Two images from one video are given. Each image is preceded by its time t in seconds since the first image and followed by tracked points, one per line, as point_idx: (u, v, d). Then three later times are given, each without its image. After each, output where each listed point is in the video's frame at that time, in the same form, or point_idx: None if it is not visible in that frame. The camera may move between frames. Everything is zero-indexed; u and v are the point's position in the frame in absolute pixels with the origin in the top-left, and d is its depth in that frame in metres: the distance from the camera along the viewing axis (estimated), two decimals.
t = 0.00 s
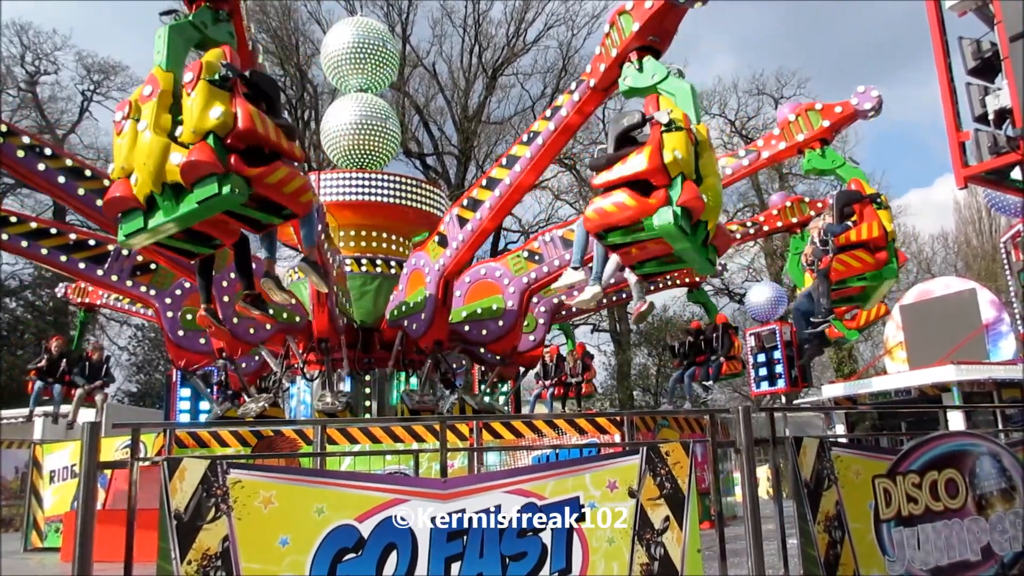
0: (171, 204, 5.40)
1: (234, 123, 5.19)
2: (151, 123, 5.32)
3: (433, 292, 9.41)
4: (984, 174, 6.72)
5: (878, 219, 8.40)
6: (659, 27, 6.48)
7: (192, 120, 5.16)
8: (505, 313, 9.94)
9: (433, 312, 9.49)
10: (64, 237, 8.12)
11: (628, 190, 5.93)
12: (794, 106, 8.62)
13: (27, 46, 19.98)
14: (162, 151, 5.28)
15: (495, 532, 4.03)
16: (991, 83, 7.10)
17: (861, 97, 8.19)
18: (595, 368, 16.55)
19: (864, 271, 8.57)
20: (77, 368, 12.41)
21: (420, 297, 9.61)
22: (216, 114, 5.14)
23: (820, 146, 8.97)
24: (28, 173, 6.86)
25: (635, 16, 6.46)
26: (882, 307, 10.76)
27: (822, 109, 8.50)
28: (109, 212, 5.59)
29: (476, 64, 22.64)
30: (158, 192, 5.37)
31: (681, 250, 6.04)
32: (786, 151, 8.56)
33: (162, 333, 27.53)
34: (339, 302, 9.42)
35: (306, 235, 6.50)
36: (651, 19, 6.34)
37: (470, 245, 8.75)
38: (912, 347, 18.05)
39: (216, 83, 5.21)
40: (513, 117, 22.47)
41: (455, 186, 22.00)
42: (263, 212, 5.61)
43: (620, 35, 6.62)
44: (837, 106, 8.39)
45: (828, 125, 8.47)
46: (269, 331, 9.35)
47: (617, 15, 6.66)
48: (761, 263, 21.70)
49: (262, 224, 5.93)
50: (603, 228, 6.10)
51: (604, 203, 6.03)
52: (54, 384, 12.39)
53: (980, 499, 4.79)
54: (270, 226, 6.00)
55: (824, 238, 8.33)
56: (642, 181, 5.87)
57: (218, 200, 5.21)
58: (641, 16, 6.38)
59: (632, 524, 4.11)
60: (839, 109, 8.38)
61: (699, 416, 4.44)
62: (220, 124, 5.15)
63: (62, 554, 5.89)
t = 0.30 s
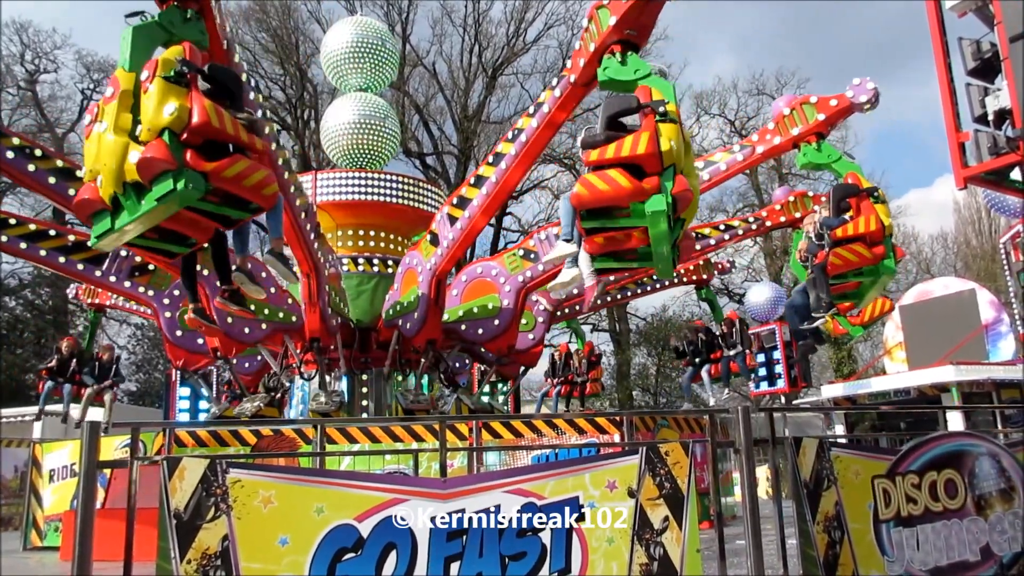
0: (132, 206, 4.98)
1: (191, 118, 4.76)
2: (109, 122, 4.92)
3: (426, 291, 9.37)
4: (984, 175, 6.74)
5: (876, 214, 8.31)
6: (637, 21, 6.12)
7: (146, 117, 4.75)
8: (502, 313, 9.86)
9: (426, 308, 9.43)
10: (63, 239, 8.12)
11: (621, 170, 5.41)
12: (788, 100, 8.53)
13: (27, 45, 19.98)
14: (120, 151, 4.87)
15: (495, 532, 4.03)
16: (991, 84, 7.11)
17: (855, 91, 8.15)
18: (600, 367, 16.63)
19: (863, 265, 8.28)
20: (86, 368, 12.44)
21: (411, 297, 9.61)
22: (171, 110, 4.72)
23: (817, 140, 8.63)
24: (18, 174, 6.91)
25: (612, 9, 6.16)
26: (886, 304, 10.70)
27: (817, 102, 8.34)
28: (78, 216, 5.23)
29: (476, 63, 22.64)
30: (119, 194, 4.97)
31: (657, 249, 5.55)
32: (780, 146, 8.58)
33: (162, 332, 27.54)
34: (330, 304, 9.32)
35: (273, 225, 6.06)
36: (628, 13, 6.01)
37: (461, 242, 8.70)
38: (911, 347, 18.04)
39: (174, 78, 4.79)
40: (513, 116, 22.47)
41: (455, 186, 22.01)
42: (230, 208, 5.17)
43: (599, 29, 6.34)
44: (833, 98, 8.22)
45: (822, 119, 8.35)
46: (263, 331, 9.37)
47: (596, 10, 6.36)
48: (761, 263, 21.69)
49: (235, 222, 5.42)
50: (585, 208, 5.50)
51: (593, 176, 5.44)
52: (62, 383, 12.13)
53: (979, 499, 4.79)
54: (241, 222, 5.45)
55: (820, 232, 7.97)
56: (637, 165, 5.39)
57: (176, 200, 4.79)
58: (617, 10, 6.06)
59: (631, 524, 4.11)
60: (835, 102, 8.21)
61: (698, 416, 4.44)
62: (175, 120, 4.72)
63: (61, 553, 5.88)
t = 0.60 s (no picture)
0: (89, 206, 4.93)
1: (146, 117, 4.73)
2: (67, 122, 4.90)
3: (416, 291, 9.36)
4: (984, 176, 6.76)
5: (868, 207, 7.82)
6: (611, 15, 5.66)
7: (102, 117, 4.73)
8: (496, 312, 9.94)
9: (417, 308, 9.41)
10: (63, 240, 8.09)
11: (591, 163, 5.27)
12: (781, 93, 8.30)
13: (27, 44, 19.97)
14: (76, 151, 4.84)
15: (493, 533, 4.03)
16: (991, 84, 7.12)
17: (848, 81, 7.89)
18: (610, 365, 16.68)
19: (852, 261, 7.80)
20: (97, 369, 12.53)
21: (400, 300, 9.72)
22: (126, 109, 4.70)
23: (810, 134, 8.49)
24: (7, 177, 6.84)
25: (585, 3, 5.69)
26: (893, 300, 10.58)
27: (809, 95, 8.17)
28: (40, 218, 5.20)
29: (476, 63, 22.63)
30: (77, 195, 4.93)
31: (625, 248, 5.45)
32: (773, 140, 8.34)
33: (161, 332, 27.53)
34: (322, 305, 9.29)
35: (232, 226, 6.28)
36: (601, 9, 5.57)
37: (451, 241, 8.56)
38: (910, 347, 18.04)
39: (131, 79, 4.78)
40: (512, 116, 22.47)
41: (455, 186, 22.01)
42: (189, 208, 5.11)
43: (572, 24, 5.88)
44: (826, 91, 8.05)
45: (815, 112, 8.14)
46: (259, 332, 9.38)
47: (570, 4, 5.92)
48: (760, 263, 21.69)
49: (196, 221, 5.37)
50: (554, 200, 5.35)
51: (565, 167, 5.28)
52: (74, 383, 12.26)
53: (978, 500, 4.79)
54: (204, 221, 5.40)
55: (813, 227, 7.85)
56: (610, 158, 5.26)
57: (131, 199, 4.74)
58: (589, 5, 5.61)
59: (630, 524, 4.11)
60: (828, 94, 8.03)
61: (698, 416, 4.43)
62: (130, 119, 4.69)
63: (61, 553, 5.86)
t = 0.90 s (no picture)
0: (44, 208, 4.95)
1: (96, 121, 4.73)
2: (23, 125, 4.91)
3: (407, 292, 9.38)
4: (983, 176, 6.82)
5: (857, 200, 7.87)
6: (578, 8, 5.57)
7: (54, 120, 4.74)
8: (490, 311, 10.16)
9: (408, 307, 9.43)
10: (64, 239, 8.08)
11: (548, 161, 5.21)
12: (772, 84, 8.29)
13: (26, 44, 19.94)
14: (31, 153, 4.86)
15: (493, 533, 4.03)
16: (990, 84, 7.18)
17: (839, 71, 7.83)
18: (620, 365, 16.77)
19: (841, 256, 7.90)
20: (109, 372, 12.87)
21: (389, 302, 9.81)
22: (77, 112, 4.69)
23: (801, 126, 8.37)
24: None
25: None
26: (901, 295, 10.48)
27: (801, 86, 8.11)
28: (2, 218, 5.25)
29: (475, 64, 22.64)
30: (32, 197, 4.95)
31: (590, 240, 5.50)
32: (763, 133, 8.32)
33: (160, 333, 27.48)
34: (312, 306, 9.29)
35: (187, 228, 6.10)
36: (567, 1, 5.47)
37: (437, 240, 8.53)
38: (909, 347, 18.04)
39: (85, 82, 4.76)
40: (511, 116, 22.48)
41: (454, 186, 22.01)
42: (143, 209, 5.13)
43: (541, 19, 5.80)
44: (818, 81, 7.98)
45: (806, 103, 8.09)
46: (252, 332, 9.46)
47: None
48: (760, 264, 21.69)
49: (154, 222, 5.38)
50: (512, 198, 5.29)
51: (521, 164, 5.24)
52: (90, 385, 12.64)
53: (977, 500, 4.79)
54: (162, 223, 5.42)
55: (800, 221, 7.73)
56: (568, 154, 5.19)
57: (82, 202, 4.74)
58: None
59: (630, 525, 4.11)
60: (819, 84, 8.00)
61: (697, 416, 4.44)
62: (81, 123, 4.70)
63: (60, 553, 5.84)
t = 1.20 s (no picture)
0: None
1: (43, 125, 4.76)
2: None
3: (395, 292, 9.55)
4: (981, 176, 6.90)
5: (843, 193, 7.75)
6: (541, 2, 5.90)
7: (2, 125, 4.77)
8: (483, 309, 10.18)
9: (398, 305, 9.61)
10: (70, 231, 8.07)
11: (496, 156, 5.17)
12: (760, 75, 8.44)
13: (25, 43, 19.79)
14: None
15: (493, 533, 4.03)
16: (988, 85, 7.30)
17: (828, 60, 8.11)
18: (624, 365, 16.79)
19: (825, 251, 7.83)
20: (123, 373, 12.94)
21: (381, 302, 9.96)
22: (24, 117, 4.74)
23: (789, 118, 8.53)
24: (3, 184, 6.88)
25: None
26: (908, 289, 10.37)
27: (787, 75, 8.31)
28: None
29: (474, 64, 22.65)
30: None
31: (546, 236, 5.44)
32: (750, 124, 8.53)
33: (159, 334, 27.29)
34: (302, 307, 9.26)
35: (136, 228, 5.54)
36: None
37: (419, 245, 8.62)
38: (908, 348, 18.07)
39: (34, 87, 4.81)
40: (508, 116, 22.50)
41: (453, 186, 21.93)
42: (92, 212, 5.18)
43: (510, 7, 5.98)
44: (805, 71, 8.19)
45: (794, 93, 8.26)
46: (248, 334, 9.50)
47: None
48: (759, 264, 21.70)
49: (107, 225, 5.44)
50: (462, 197, 5.25)
51: (470, 162, 5.20)
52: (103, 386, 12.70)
53: (976, 500, 4.79)
54: (116, 227, 5.48)
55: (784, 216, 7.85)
56: (517, 150, 5.15)
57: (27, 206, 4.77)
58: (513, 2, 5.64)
59: (630, 525, 4.11)
60: (807, 75, 8.17)
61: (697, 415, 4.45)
62: (28, 127, 4.74)
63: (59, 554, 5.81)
